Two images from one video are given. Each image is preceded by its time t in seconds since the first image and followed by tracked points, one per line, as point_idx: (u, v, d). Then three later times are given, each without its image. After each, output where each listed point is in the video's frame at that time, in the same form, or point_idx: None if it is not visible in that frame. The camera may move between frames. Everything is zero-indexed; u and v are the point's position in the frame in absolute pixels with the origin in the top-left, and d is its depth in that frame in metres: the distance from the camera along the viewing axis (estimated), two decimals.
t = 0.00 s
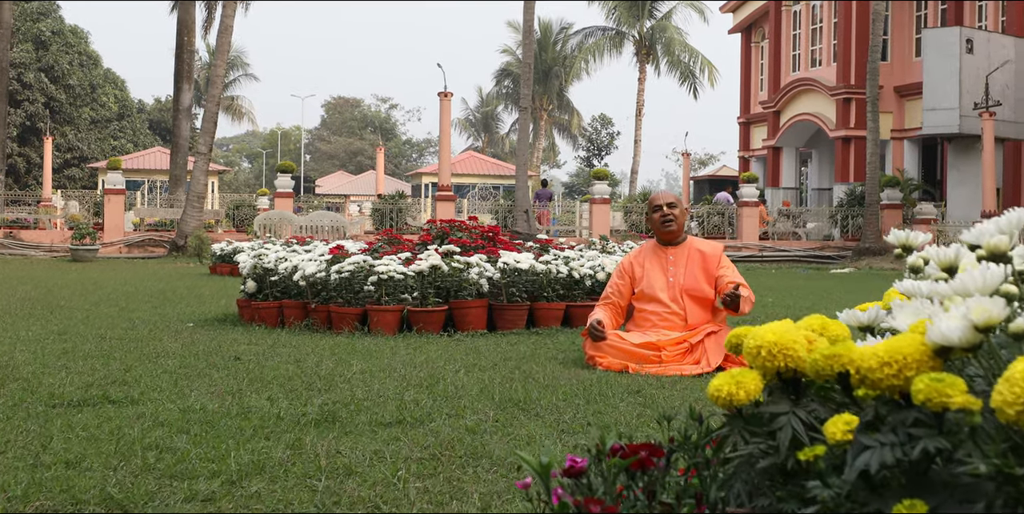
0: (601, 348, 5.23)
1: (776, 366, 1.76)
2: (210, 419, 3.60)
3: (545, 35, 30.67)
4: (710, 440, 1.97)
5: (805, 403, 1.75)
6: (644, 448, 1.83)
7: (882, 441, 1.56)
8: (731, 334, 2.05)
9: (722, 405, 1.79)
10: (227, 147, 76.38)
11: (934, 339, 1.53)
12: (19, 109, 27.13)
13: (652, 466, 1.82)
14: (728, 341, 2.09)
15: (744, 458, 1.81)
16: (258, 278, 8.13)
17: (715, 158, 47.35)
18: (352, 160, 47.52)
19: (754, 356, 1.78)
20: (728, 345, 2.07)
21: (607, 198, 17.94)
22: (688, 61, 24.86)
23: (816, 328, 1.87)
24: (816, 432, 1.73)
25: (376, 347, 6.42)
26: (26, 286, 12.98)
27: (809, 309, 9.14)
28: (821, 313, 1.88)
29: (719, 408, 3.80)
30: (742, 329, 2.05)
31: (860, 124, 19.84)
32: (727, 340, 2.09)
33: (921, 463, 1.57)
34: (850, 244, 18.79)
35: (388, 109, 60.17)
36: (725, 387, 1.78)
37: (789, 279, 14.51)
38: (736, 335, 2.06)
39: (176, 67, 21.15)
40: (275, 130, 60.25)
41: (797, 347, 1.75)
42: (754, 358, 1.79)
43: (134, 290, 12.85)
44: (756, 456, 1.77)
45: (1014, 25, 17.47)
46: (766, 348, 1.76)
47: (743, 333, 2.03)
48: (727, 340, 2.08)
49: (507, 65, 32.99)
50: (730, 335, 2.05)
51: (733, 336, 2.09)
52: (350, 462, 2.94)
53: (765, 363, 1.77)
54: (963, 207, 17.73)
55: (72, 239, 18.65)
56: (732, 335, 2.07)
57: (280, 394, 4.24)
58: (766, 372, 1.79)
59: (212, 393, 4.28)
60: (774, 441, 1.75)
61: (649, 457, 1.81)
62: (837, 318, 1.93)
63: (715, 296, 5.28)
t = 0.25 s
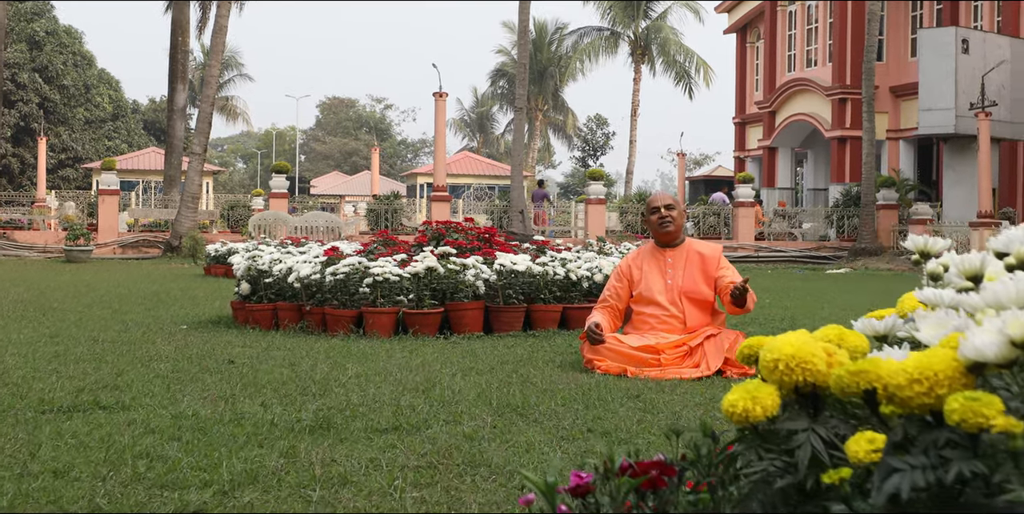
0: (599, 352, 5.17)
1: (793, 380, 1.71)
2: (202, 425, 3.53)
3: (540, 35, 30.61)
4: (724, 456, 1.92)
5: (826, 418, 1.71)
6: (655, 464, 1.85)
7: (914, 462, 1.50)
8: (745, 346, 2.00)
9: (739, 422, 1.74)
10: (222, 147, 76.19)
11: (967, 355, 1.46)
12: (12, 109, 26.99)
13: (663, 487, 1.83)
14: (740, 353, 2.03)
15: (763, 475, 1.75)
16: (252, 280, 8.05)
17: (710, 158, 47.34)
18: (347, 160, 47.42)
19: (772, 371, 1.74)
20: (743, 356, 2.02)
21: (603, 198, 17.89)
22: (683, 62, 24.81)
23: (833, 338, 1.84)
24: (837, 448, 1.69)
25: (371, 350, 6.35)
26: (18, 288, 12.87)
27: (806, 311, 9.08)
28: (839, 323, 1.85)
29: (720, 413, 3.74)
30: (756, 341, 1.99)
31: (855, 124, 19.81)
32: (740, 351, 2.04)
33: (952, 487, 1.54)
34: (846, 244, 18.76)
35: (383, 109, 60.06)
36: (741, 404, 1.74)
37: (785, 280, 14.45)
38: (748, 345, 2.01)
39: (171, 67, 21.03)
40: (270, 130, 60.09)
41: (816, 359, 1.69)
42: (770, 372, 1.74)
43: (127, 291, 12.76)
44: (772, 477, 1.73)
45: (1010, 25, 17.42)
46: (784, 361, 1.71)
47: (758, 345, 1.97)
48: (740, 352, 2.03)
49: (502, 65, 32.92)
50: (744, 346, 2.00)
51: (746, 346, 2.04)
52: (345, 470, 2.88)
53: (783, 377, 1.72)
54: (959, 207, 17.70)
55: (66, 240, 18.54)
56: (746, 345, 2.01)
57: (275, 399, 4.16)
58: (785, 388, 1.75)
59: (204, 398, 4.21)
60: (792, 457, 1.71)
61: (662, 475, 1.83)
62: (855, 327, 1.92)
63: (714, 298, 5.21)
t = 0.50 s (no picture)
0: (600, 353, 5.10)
1: (815, 388, 1.70)
2: (197, 429, 3.46)
3: (539, 35, 30.54)
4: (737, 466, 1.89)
5: (848, 428, 1.72)
6: (668, 474, 1.88)
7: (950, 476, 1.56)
8: (761, 351, 1.96)
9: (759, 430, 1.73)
10: (220, 147, 76.02)
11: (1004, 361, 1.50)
12: (10, 108, 26.87)
13: (676, 499, 1.86)
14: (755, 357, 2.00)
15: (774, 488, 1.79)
16: (249, 280, 7.99)
17: (708, 158, 47.28)
18: (345, 160, 47.33)
19: (792, 377, 1.72)
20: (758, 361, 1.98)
21: (601, 198, 17.82)
22: (682, 61, 24.73)
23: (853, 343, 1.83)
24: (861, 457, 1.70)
25: (369, 351, 6.29)
26: (14, 288, 12.79)
27: (807, 311, 9.01)
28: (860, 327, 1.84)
29: (724, 416, 3.67)
30: (773, 345, 1.95)
31: (854, 124, 19.76)
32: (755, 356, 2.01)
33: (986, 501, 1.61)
34: (845, 244, 18.71)
35: (381, 109, 59.93)
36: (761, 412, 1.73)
37: (784, 280, 14.38)
38: (764, 349, 1.97)
39: (168, 66, 20.94)
40: (268, 130, 59.95)
41: (838, 365, 1.69)
42: (790, 378, 1.73)
43: (124, 291, 12.68)
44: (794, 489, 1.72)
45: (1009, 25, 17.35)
46: (806, 369, 1.70)
47: (775, 349, 1.94)
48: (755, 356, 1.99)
49: (500, 65, 32.84)
50: (760, 349, 1.96)
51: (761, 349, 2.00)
52: (342, 476, 2.81)
53: (804, 384, 1.71)
54: (959, 207, 17.62)
55: (63, 239, 18.46)
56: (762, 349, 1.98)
57: (271, 402, 4.10)
58: (805, 395, 1.74)
59: (199, 400, 4.14)
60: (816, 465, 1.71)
61: (675, 490, 1.86)
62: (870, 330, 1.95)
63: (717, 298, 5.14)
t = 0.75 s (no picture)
0: (599, 352, 5.03)
1: (834, 386, 1.65)
2: (188, 429, 3.40)
3: (537, 35, 30.47)
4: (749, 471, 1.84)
5: (870, 430, 1.67)
6: (678, 478, 1.83)
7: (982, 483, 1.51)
8: (774, 347, 1.90)
9: (774, 430, 1.68)
10: (217, 147, 75.93)
11: None
12: (7, 108, 26.76)
13: (687, 503, 1.80)
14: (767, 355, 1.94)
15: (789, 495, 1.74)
16: (244, 279, 7.91)
17: (706, 157, 47.25)
18: (343, 159, 47.23)
19: (808, 374, 1.67)
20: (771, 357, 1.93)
21: (599, 197, 17.76)
22: (679, 60, 24.64)
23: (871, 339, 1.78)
24: (884, 460, 1.65)
25: (365, 350, 6.21)
26: (9, 287, 12.69)
27: (807, 310, 8.93)
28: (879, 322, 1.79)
29: (725, 416, 3.60)
30: (787, 341, 1.89)
31: (853, 124, 19.70)
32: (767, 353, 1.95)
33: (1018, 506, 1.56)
34: (844, 243, 18.64)
35: (379, 109, 59.76)
36: (777, 412, 1.67)
37: (783, 280, 14.32)
38: (777, 346, 1.91)
39: (165, 65, 20.85)
40: (266, 130, 59.81)
41: (857, 365, 1.64)
42: (807, 376, 1.68)
43: (120, 290, 12.58)
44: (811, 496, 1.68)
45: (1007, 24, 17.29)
46: (824, 365, 1.65)
47: (789, 346, 1.88)
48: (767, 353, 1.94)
49: (498, 65, 32.76)
50: (773, 346, 1.91)
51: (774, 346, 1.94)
52: (336, 477, 2.74)
53: (823, 383, 1.66)
54: (957, 206, 17.50)
55: (60, 239, 18.36)
56: (775, 345, 1.92)
57: (265, 401, 4.03)
58: (822, 394, 1.68)
59: (192, 400, 4.07)
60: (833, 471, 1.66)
61: (685, 495, 1.80)
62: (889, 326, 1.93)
63: (717, 296, 5.08)
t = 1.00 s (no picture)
0: (596, 351, 4.96)
1: (845, 383, 1.59)
2: (178, 429, 3.33)
3: (534, 35, 30.42)
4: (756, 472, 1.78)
5: (885, 429, 1.62)
6: (680, 480, 1.76)
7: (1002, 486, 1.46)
8: (781, 341, 1.85)
9: (782, 428, 1.63)
10: (214, 147, 75.81)
11: None
12: (3, 108, 26.66)
13: (690, 505, 1.73)
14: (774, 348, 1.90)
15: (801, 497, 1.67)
16: (239, 278, 7.84)
17: (703, 157, 47.21)
18: (340, 159, 47.17)
19: (818, 370, 1.61)
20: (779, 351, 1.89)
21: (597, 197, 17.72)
22: (676, 60, 24.59)
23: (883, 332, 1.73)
24: (900, 461, 1.59)
25: (360, 350, 6.13)
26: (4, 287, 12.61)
27: (806, 310, 8.87)
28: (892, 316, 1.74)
29: (725, 416, 3.53)
30: (795, 335, 1.85)
31: (850, 123, 19.65)
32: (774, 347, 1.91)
33: None
34: (842, 242, 18.60)
35: (376, 109, 59.66)
36: (786, 409, 1.62)
37: (781, 279, 14.27)
38: (784, 340, 1.87)
39: (161, 65, 20.77)
40: (262, 130, 59.68)
41: (872, 359, 1.57)
42: (816, 372, 1.62)
43: (116, 290, 12.51)
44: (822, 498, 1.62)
45: (1004, 24, 17.24)
46: (836, 360, 1.58)
47: (797, 340, 1.84)
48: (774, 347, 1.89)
49: (495, 64, 32.70)
50: (781, 339, 1.86)
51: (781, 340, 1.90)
52: (327, 478, 2.67)
53: (835, 378, 1.59)
54: (955, 205, 17.42)
55: (55, 239, 18.27)
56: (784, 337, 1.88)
57: (256, 401, 3.96)
58: (833, 390, 1.63)
59: (182, 400, 4.00)
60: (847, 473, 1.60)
61: (690, 497, 1.73)
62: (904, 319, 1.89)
63: (715, 295, 5.02)
